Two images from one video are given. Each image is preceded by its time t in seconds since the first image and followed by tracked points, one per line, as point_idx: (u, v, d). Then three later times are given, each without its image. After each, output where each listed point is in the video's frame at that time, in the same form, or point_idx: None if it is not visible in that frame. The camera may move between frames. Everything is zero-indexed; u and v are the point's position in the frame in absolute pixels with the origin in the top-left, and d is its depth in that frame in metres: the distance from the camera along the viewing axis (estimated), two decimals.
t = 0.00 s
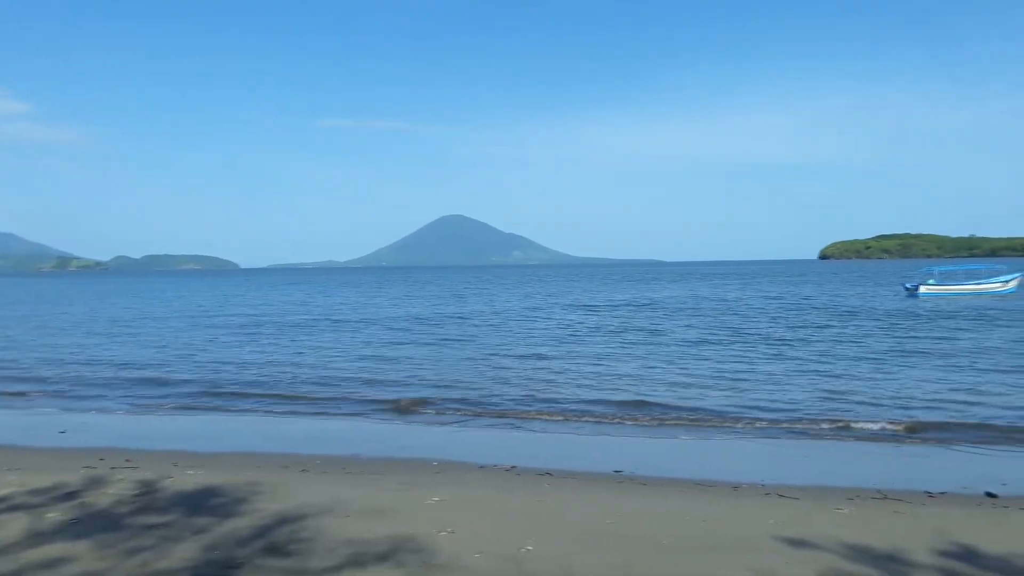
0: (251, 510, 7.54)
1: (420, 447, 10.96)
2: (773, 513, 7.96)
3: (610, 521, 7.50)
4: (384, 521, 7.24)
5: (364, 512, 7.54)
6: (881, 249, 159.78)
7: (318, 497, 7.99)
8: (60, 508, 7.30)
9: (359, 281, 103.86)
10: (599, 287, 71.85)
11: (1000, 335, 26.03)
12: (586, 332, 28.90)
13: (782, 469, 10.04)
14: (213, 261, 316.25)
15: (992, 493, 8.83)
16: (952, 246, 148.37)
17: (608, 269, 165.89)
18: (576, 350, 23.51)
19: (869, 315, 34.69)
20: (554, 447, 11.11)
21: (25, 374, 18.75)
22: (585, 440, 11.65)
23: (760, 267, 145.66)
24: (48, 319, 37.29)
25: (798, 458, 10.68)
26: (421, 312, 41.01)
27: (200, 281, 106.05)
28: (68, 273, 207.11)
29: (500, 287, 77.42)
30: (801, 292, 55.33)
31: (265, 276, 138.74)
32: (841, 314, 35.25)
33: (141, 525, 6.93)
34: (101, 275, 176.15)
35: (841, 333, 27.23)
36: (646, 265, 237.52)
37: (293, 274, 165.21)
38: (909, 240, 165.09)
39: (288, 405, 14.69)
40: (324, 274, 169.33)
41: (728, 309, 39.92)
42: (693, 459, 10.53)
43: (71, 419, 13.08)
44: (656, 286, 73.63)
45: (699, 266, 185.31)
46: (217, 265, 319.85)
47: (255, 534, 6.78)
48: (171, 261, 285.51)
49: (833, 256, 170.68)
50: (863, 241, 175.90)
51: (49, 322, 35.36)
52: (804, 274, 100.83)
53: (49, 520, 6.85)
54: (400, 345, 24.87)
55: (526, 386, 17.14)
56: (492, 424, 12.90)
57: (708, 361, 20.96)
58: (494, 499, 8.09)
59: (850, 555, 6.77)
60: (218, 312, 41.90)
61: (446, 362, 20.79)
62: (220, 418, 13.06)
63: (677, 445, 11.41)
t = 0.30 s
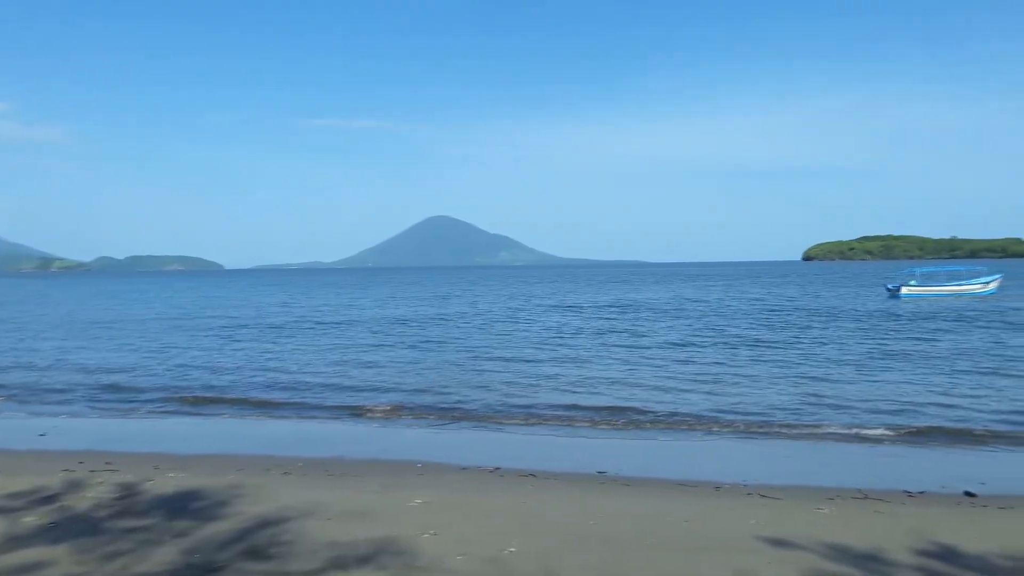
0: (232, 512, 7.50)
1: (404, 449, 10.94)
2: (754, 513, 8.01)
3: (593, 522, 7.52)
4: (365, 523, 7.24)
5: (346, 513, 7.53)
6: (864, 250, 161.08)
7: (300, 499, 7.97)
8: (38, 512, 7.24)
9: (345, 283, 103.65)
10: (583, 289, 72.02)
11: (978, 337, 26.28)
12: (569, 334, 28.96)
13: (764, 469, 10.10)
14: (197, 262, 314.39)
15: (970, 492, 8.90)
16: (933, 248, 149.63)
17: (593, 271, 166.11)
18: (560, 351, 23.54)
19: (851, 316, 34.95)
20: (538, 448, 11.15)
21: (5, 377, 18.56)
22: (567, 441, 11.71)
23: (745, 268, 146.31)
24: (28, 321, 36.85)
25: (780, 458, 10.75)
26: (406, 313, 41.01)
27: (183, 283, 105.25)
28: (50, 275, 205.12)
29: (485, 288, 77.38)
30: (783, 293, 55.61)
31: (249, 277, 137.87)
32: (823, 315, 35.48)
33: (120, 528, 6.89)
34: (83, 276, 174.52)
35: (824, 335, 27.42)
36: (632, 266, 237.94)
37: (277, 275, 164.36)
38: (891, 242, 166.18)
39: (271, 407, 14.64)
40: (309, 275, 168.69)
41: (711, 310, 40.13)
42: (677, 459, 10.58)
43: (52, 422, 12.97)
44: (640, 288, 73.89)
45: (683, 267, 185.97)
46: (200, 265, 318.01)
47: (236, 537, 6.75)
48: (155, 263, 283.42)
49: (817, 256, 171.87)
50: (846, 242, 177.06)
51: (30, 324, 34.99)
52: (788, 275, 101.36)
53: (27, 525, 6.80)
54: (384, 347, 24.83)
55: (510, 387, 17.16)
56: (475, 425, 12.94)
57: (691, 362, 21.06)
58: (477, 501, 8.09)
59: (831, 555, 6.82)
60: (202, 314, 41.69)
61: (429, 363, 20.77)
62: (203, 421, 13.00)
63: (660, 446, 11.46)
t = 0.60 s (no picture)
0: (213, 517, 7.46)
1: (387, 452, 10.92)
2: (736, 514, 8.05)
3: (576, 523, 7.53)
4: (346, 527, 7.20)
5: (328, 517, 7.49)
6: (847, 251, 162.37)
7: (282, 503, 7.92)
8: (14, 518, 7.17)
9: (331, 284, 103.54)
10: (568, 291, 72.16)
11: (956, 338, 26.54)
12: (553, 336, 28.98)
13: (746, 469, 10.14)
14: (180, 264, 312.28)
15: (948, 491, 9.00)
16: (915, 249, 151.07)
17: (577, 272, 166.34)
18: (544, 354, 23.56)
19: (832, 318, 35.20)
20: (521, 450, 11.16)
21: None
22: (549, 443, 11.72)
23: (728, 270, 146.97)
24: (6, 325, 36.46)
25: (762, 457, 10.82)
26: (389, 315, 40.97)
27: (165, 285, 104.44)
28: (33, 278, 203.50)
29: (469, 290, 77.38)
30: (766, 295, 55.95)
31: (232, 279, 137.13)
32: (804, 317, 35.69)
33: (98, 534, 6.83)
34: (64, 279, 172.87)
35: (805, 336, 27.61)
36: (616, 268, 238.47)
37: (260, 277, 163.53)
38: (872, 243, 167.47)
39: (253, 410, 14.56)
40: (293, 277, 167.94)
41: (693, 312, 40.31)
42: (660, 460, 10.60)
43: (29, 426, 12.84)
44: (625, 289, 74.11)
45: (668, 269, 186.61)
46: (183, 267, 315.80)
47: (216, 542, 6.71)
48: (137, 265, 281.24)
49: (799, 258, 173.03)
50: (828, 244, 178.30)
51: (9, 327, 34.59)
52: (771, 277, 101.92)
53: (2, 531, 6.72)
54: (367, 350, 24.75)
55: (493, 390, 17.16)
56: (458, 429, 12.93)
57: (674, 364, 21.13)
58: (460, 503, 8.09)
59: (811, 555, 6.86)
60: (184, 316, 41.49)
61: (412, 367, 20.72)
62: (183, 425, 12.91)
63: (642, 447, 11.50)
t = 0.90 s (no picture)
0: (189, 523, 7.39)
1: (365, 456, 10.87)
2: (714, 514, 8.10)
3: (554, 525, 7.54)
4: (324, 531, 7.17)
5: (306, 522, 7.45)
6: (824, 254, 163.78)
7: (260, 508, 7.87)
8: None
9: (312, 288, 103.18)
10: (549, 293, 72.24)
11: (931, 340, 26.83)
12: (533, 340, 28.99)
13: (724, 471, 10.20)
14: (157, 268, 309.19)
15: (921, 490, 9.11)
16: (891, 253, 152.72)
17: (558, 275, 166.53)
18: (524, 359, 23.55)
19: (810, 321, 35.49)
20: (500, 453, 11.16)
21: None
22: (529, 446, 11.71)
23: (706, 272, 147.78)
24: None
25: (741, 459, 10.89)
26: (368, 319, 40.77)
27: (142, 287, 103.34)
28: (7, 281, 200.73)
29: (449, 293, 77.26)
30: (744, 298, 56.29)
31: (210, 282, 135.94)
32: (782, 320, 35.95)
33: (71, 541, 6.75)
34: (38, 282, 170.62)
35: (783, 339, 27.81)
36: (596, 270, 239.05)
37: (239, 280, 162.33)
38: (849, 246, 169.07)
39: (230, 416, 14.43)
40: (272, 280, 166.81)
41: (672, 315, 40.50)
42: (638, 462, 10.64)
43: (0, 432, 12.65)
44: (606, 292, 74.40)
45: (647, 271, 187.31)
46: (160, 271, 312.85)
47: (192, 547, 6.65)
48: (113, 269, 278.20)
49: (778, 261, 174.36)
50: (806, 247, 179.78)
51: None
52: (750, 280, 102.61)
53: None
54: (346, 354, 24.62)
55: (472, 396, 17.13)
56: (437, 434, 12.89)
57: (652, 368, 21.21)
58: (439, 507, 8.07)
59: (788, 554, 6.92)
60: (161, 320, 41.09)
61: (391, 372, 20.64)
62: (158, 430, 12.77)
63: (621, 449, 11.52)
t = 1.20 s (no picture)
0: (159, 526, 7.30)
1: (338, 458, 10.81)
2: (685, 513, 8.16)
3: (527, 526, 7.56)
4: (296, 533, 7.14)
5: (278, 524, 7.41)
6: (796, 255, 165.47)
7: (231, 511, 7.80)
8: None
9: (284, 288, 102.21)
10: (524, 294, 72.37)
11: (898, 341, 27.24)
12: (506, 342, 29.05)
13: (696, 470, 10.27)
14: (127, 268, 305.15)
15: (888, 488, 9.26)
16: (861, 253, 154.50)
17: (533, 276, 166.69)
18: (497, 361, 23.56)
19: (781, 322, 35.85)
20: (473, 455, 11.16)
21: None
22: (502, 447, 11.71)
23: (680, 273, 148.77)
24: None
25: (712, 459, 10.98)
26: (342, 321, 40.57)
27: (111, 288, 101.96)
28: None
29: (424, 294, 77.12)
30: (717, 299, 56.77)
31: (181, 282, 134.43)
32: (754, 321, 36.25)
33: (36, 545, 6.65)
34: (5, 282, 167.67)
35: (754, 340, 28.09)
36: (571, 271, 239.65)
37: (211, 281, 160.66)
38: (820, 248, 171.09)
39: (200, 419, 14.26)
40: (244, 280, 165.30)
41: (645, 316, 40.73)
42: (610, 463, 10.69)
43: None
44: (580, 293, 74.63)
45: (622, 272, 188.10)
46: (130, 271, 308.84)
47: (161, 551, 6.58)
48: (82, 269, 274.15)
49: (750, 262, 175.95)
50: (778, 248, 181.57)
51: None
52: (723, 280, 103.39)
53: None
54: (319, 357, 24.47)
55: (445, 398, 17.12)
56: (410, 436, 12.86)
57: (624, 369, 21.32)
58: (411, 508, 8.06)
59: (758, 553, 6.99)
60: (130, 322, 40.52)
61: (364, 374, 20.55)
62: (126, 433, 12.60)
63: (594, 449, 11.57)
